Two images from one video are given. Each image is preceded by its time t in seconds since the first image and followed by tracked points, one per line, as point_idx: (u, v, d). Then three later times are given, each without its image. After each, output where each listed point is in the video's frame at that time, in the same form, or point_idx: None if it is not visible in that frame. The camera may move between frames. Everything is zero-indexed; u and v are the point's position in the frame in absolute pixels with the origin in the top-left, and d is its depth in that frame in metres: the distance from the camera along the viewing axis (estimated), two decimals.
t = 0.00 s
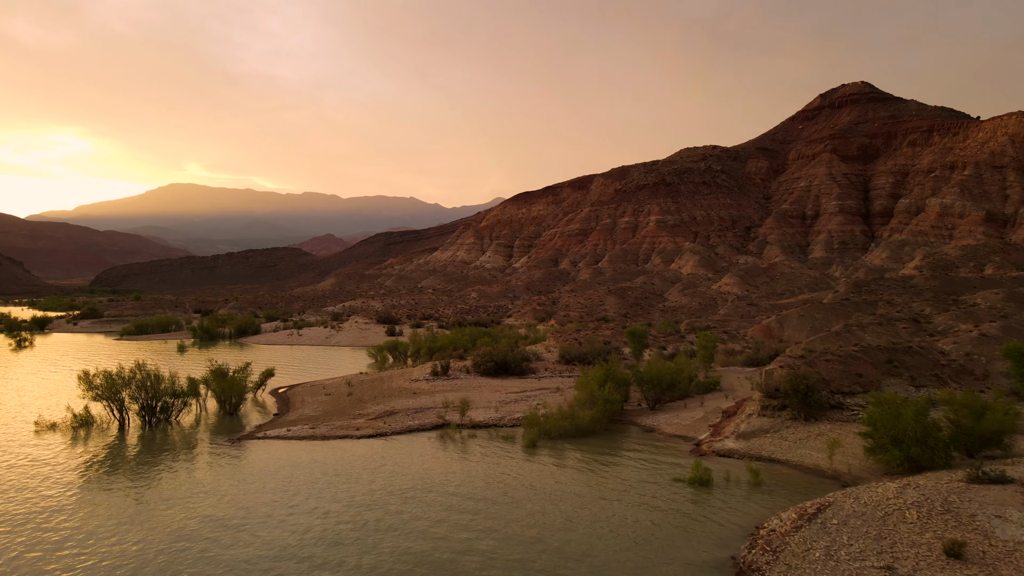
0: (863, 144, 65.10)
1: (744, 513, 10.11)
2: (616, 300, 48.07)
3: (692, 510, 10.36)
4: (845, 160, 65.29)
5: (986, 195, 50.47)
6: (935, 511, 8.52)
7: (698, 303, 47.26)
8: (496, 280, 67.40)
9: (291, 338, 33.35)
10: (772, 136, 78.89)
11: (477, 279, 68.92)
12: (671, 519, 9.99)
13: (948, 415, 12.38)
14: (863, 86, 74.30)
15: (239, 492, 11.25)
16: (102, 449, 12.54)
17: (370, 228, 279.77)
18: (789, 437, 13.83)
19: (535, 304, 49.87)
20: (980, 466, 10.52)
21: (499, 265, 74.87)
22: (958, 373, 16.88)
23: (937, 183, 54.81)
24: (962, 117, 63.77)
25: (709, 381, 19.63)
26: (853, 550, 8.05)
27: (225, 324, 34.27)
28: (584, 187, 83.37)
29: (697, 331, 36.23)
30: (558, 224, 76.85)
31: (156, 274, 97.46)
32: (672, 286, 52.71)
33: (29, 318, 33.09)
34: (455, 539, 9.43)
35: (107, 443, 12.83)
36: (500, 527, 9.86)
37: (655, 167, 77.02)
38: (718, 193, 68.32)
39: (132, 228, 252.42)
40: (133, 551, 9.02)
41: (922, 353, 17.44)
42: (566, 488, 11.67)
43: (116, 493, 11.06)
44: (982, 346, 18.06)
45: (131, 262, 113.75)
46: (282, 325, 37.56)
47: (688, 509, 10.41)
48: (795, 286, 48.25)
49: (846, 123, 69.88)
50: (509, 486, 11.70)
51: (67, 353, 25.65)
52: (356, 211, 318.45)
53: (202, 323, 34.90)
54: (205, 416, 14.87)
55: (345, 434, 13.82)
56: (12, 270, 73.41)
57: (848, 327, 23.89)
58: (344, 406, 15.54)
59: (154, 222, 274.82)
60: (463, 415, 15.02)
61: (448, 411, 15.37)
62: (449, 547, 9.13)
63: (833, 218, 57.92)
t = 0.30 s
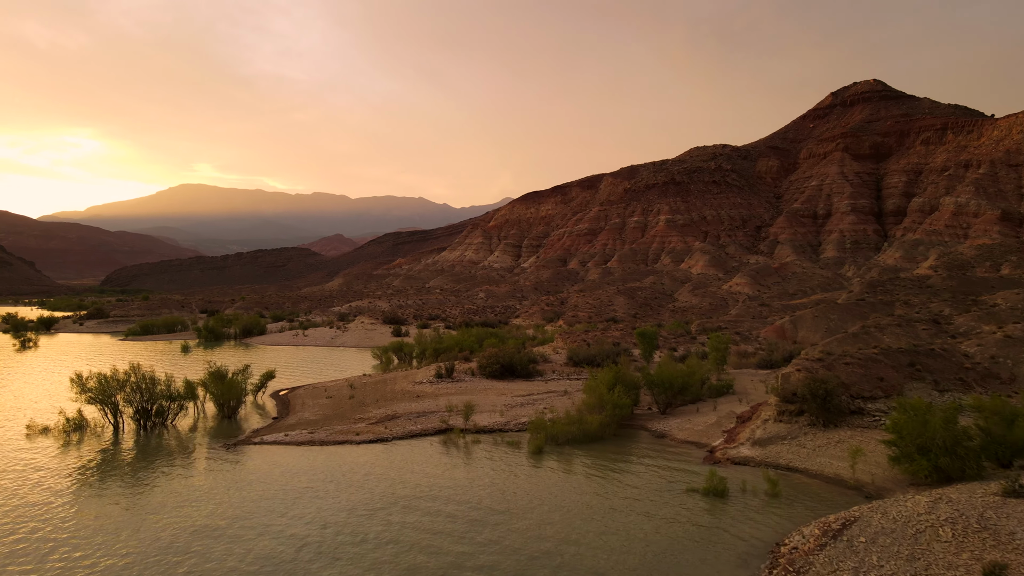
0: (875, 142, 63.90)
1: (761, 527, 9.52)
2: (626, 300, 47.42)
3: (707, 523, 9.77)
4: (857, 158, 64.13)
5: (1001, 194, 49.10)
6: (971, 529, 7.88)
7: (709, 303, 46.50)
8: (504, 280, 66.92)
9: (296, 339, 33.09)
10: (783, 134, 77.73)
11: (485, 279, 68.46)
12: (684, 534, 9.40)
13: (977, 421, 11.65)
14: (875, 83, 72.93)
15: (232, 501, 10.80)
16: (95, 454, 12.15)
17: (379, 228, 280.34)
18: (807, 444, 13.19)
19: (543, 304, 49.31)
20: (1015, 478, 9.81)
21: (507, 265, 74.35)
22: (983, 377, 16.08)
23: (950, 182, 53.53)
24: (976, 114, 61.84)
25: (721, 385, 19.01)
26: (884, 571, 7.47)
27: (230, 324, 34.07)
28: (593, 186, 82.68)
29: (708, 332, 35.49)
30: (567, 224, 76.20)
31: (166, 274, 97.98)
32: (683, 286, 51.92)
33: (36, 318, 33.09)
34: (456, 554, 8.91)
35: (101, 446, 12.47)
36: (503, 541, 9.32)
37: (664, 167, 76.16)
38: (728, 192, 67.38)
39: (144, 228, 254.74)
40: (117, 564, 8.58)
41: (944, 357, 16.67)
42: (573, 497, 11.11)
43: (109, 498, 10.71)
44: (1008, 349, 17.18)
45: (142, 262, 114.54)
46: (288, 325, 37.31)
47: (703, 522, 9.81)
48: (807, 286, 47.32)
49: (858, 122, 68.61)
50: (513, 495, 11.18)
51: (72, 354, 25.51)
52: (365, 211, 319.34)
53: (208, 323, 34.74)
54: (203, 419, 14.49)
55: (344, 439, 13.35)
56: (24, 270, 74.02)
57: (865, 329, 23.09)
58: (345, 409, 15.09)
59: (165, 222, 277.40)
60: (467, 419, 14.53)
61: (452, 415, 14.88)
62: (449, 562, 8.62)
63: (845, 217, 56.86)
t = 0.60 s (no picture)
0: (887, 141, 62.72)
1: (780, 542, 8.95)
2: (634, 300, 46.75)
3: (723, 537, 9.21)
4: (869, 157, 62.96)
5: (1017, 192, 47.86)
6: (1011, 549, 7.26)
7: (719, 304, 45.74)
8: (511, 280, 66.44)
9: (301, 339, 32.80)
10: (794, 133, 76.58)
11: (492, 279, 68.00)
12: (698, 549, 8.84)
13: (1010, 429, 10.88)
14: (887, 82, 71.54)
15: (224, 508, 10.36)
16: (86, 459, 11.78)
17: (387, 228, 280.82)
18: (827, 452, 12.55)
19: (551, 304, 48.76)
20: None
21: (515, 265, 73.84)
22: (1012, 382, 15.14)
23: (964, 180, 52.35)
24: (990, 112, 60.16)
25: (734, 388, 18.40)
26: None
27: (236, 324, 33.90)
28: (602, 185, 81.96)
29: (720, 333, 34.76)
30: (575, 223, 75.56)
31: (176, 274, 98.52)
32: (692, 286, 51.19)
33: (42, 318, 33.08)
34: (454, 569, 8.41)
35: (95, 450, 12.12)
36: (504, 556, 8.80)
37: (673, 166, 75.30)
38: (738, 191, 66.44)
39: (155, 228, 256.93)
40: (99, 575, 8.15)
41: (971, 359, 15.66)
42: (581, 507, 10.58)
43: (102, 504, 10.35)
44: None
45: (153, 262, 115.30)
46: (294, 325, 37.08)
47: (718, 535, 9.26)
48: (820, 285, 46.39)
49: (869, 120, 67.35)
50: (518, 504, 10.67)
51: (75, 354, 25.36)
52: (374, 212, 320.17)
53: (213, 323, 34.58)
54: (200, 422, 14.11)
55: (343, 444, 12.87)
56: (35, 270, 74.64)
57: (883, 330, 22.32)
58: (345, 413, 14.62)
59: (177, 223, 279.93)
60: (471, 424, 14.02)
61: (454, 419, 14.36)
62: None
63: (857, 216, 55.82)
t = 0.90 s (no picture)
0: (899, 139, 61.49)
1: (801, 560, 8.34)
2: (644, 300, 46.06)
3: (740, 553, 8.61)
4: (880, 156, 61.81)
5: None
6: None
7: (730, 304, 44.93)
8: (519, 280, 65.92)
9: (306, 340, 32.50)
10: (805, 131, 75.38)
11: (500, 279, 67.50)
12: (714, 566, 8.25)
13: None
14: (899, 79, 70.12)
15: (216, 517, 9.90)
16: (77, 465, 11.38)
17: (396, 228, 281.20)
18: (849, 461, 11.87)
19: (559, 304, 48.17)
20: None
21: (523, 265, 73.26)
22: None
23: (979, 178, 51.16)
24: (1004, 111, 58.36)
25: (747, 391, 17.81)
26: None
27: (241, 324, 33.71)
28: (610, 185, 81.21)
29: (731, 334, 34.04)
30: (584, 223, 74.87)
31: (185, 274, 98.96)
32: (702, 286, 50.41)
33: (48, 318, 33.04)
34: None
35: (88, 455, 11.73)
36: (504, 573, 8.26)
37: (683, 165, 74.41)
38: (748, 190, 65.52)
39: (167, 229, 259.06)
40: None
41: (997, 362, 14.86)
42: (588, 519, 10.02)
43: (93, 513, 9.95)
44: None
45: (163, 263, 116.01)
46: (300, 326, 36.81)
47: (735, 552, 8.67)
48: (833, 285, 45.48)
49: (881, 118, 66.07)
50: (521, 515, 10.10)
51: (78, 355, 25.20)
52: (382, 212, 320.80)
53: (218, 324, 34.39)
54: (196, 426, 13.69)
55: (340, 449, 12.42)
56: (46, 270, 75.24)
57: (902, 332, 21.55)
58: (344, 417, 14.16)
59: (188, 224, 282.27)
60: (474, 429, 13.49)
61: (457, 425, 13.83)
62: None
63: (869, 215, 54.76)
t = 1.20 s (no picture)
0: (912, 137, 60.28)
1: None
2: (653, 300, 45.41)
3: (758, 571, 8.05)
4: (893, 154, 60.62)
5: None
6: None
7: (740, 304, 44.16)
8: (527, 280, 65.40)
9: (311, 340, 32.20)
10: (816, 130, 74.17)
11: (508, 279, 67.02)
12: None
13: None
14: (910, 77, 68.69)
15: (208, 526, 9.48)
16: (68, 471, 10.99)
17: (405, 229, 281.47)
18: (872, 472, 11.23)
19: (567, 305, 47.59)
20: None
21: (531, 265, 72.70)
22: None
23: (993, 177, 50.04)
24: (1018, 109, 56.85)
25: (761, 395, 17.21)
26: None
27: (246, 325, 33.51)
28: (619, 184, 80.48)
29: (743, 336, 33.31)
30: (592, 222, 74.20)
31: (194, 274, 99.43)
32: (712, 286, 49.65)
33: (55, 318, 33.04)
34: None
35: (78, 461, 11.31)
36: None
37: (692, 164, 73.49)
38: (758, 189, 64.57)
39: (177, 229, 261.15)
40: None
41: None
42: (597, 531, 9.47)
43: (83, 521, 9.55)
44: None
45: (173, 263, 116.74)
46: (306, 326, 36.54)
47: (752, 569, 8.10)
48: (846, 285, 44.52)
49: (892, 117, 64.87)
50: (524, 527, 9.57)
51: (82, 356, 25.05)
52: (391, 212, 321.32)
53: (223, 324, 34.22)
54: (192, 431, 13.27)
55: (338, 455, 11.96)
56: (57, 270, 75.82)
57: (921, 334, 20.76)
58: (343, 421, 13.70)
59: (198, 224, 284.55)
60: (477, 435, 12.97)
61: (460, 430, 13.32)
62: None
63: (881, 215, 53.75)
